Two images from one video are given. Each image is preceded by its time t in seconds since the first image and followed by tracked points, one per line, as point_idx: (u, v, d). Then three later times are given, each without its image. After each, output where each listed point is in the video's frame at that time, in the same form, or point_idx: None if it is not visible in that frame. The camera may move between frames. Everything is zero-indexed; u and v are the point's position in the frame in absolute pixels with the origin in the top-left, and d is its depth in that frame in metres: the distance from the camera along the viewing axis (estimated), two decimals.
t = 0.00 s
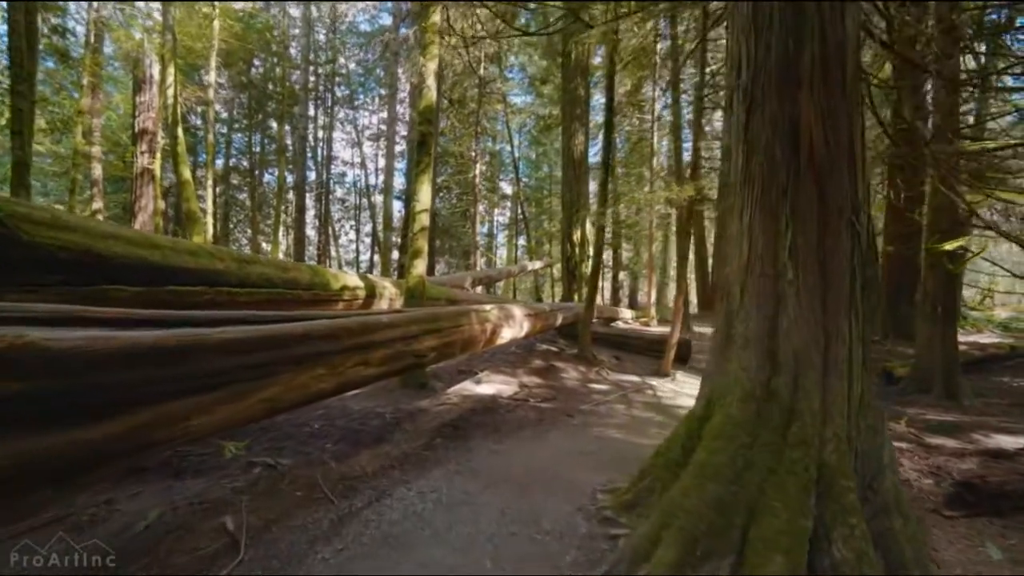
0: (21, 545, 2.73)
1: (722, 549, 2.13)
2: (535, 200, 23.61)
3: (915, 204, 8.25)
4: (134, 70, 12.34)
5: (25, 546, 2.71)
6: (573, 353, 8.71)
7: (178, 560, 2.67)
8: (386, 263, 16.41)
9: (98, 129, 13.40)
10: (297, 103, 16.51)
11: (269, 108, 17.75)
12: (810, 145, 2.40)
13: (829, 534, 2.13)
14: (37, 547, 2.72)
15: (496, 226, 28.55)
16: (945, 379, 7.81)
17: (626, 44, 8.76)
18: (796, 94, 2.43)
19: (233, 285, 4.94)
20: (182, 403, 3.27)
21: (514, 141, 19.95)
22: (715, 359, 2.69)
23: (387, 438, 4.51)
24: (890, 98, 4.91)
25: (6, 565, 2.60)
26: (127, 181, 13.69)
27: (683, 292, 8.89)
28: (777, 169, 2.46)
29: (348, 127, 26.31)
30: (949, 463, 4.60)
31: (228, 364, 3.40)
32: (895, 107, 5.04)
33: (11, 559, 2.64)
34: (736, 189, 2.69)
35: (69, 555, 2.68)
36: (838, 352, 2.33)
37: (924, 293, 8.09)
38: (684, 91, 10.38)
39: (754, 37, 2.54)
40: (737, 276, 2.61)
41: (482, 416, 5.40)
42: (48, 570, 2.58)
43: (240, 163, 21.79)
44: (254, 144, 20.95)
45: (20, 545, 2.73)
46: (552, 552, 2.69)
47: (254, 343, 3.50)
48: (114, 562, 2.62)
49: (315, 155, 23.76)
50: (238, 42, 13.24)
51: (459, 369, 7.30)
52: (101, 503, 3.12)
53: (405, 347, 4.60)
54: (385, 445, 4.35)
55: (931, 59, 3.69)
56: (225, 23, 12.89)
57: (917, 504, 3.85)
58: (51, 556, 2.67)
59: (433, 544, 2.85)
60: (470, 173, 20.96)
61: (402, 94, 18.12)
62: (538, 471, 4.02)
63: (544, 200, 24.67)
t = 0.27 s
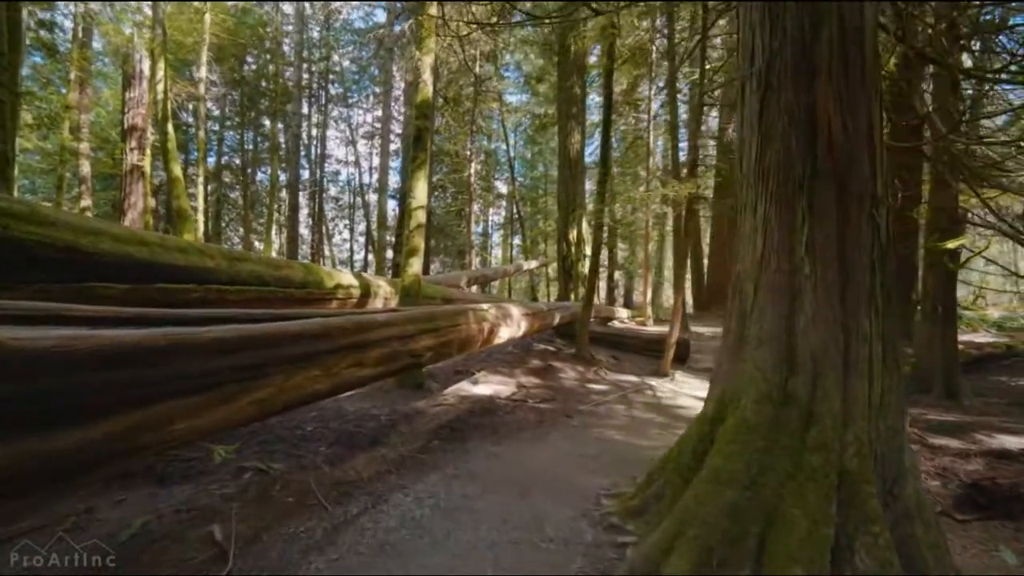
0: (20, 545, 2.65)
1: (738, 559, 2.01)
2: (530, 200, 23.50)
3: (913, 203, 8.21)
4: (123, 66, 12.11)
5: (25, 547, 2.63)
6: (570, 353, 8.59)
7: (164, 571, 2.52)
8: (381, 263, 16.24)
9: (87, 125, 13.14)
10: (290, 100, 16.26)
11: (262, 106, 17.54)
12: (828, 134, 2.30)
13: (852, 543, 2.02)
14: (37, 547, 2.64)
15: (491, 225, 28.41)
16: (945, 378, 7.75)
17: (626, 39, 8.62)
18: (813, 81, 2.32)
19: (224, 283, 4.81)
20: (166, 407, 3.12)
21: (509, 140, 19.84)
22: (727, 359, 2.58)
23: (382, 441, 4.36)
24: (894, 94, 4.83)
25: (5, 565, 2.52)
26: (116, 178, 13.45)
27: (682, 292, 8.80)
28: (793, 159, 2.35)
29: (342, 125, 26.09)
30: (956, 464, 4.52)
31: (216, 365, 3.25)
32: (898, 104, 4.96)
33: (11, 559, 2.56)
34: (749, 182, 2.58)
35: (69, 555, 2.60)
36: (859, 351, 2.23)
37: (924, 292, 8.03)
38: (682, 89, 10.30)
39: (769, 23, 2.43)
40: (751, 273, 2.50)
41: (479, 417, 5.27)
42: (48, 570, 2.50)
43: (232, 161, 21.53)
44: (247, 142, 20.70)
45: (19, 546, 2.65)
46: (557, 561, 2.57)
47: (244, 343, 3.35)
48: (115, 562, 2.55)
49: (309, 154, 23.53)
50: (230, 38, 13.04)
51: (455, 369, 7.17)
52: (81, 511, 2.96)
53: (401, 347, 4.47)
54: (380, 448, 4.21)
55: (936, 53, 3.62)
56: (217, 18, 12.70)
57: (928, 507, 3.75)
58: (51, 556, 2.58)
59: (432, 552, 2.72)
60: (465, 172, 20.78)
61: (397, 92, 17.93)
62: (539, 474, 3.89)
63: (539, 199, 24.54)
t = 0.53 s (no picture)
0: (20, 546, 2.54)
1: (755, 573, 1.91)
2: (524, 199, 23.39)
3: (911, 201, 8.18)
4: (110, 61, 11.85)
5: (25, 547, 2.52)
6: (567, 353, 8.47)
7: None
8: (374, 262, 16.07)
9: (73, 120, 12.85)
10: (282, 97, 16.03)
11: (253, 103, 17.31)
12: (848, 122, 2.18)
13: (877, 556, 1.91)
14: (37, 547, 2.54)
15: (484, 224, 28.28)
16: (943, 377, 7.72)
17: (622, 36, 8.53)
18: (831, 67, 2.21)
19: (211, 281, 4.68)
20: (145, 412, 2.96)
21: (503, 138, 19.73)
22: (740, 360, 2.46)
23: (377, 445, 4.22)
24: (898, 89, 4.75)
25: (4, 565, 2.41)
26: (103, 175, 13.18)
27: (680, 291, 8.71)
28: (811, 148, 2.24)
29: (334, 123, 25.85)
30: (962, 466, 4.45)
31: (201, 367, 3.09)
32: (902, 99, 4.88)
33: (10, 559, 2.45)
34: (762, 173, 2.46)
35: (69, 555, 2.50)
36: (881, 350, 2.12)
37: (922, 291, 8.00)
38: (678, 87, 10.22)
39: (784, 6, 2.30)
40: (766, 269, 2.38)
41: (476, 419, 5.13)
42: (49, 569, 2.40)
43: (222, 159, 21.24)
44: (237, 140, 20.43)
45: (19, 546, 2.54)
46: (563, 571, 2.44)
47: (230, 344, 3.19)
48: (116, 562, 2.48)
49: (300, 152, 23.28)
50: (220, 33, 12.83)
51: (450, 369, 7.02)
52: (58, 520, 2.80)
53: (396, 348, 4.32)
54: (374, 453, 4.06)
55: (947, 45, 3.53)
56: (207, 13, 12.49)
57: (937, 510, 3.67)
58: (52, 555, 2.48)
59: (431, 563, 2.58)
60: (459, 171, 20.63)
61: (391, 90, 17.75)
62: (539, 478, 3.77)
63: (533, 198, 24.45)
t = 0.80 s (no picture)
0: (20, 546, 2.54)
1: None
2: (518, 198, 23.31)
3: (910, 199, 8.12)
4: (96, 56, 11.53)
5: (25, 547, 2.52)
6: (564, 353, 8.36)
7: None
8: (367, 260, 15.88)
9: (59, 116, 12.57)
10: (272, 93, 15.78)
11: (243, 100, 17.05)
12: (871, 112, 2.08)
13: (904, 566, 1.82)
14: (36, 547, 2.53)
15: (478, 223, 28.15)
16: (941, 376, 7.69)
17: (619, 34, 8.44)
18: (853, 54, 2.10)
19: (197, 279, 4.56)
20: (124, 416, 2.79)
21: (497, 137, 19.59)
22: (755, 360, 2.36)
23: (371, 449, 4.08)
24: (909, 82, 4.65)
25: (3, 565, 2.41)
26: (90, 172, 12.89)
27: (678, 290, 8.63)
28: (831, 140, 2.13)
29: (326, 121, 25.59)
30: (969, 467, 4.37)
31: (183, 368, 2.93)
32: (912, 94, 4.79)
33: (10, 559, 2.45)
34: (778, 167, 2.36)
35: (67, 556, 2.49)
36: (905, 351, 2.03)
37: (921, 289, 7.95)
38: (675, 87, 10.14)
39: None
40: (782, 266, 2.27)
41: (473, 421, 5.00)
42: (46, 569, 2.38)
43: (212, 157, 20.94)
44: (227, 137, 20.14)
45: (19, 546, 2.54)
46: None
47: (216, 344, 3.04)
48: (114, 562, 2.44)
49: (291, 150, 23.03)
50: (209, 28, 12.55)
51: (445, 370, 6.87)
52: (34, 531, 2.66)
53: (391, 348, 4.18)
54: (367, 457, 3.92)
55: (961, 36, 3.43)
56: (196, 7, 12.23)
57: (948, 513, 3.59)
58: (52, 555, 2.47)
59: None
60: (453, 170, 20.46)
61: (383, 88, 17.55)
62: (539, 482, 3.64)
63: (527, 198, 24.34)
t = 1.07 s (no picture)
0: (20, 545, 2.49)
1: None
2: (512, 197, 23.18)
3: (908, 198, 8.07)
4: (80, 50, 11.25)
5: (25, 547, 2.47)
6: (559, 352, 8.25)
7: None
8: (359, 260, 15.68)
9: (42, 111, 12.25)
10: (262, 90, 15.50)
11: (233, 97, 16.78)
12: (896, 100, 1.98)
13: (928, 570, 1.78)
14: (36, 547, 2.49)
15: (471, 222, 27.98)
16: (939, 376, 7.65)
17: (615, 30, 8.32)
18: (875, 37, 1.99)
19: (183, 277, 4.41)
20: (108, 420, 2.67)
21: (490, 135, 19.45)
22: (771, 360, 2.28)
23: (363, 452, 3.93)
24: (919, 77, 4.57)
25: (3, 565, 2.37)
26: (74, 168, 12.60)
27: (675, 289, 8.51)
28: (853, 128, 2.02)
29: (317, 119, 25.30)
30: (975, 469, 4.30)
31: (164, 370, 2.78)
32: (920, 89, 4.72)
33: (10, 559, 2.41)
34: (794, 158, 2.26)
35: (68, 555, 2.45)
36: (931, 350, 1.97)
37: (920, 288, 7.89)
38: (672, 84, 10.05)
39: None
40: (799, 263, 2.19)
41: (468, 423, 4.87)
42: (46, 569, 2.34)
43: (201, 155, 20.61)
44: (216, 134, 19.83)
45: (19, 546, 2.49)
46: None
47: (198, 345, 2.88)
48: (115, 562, 2.41)
49: (282, 148, 22.74)
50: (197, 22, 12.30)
51: (439, 370, 6.74)
52: (9, 542, 2.52)
53: (385, 348, 4.03)
54: (360, 461, 3.78)
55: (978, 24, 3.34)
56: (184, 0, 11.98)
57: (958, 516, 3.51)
58: (51, 555, 2.43)
59: None
60: (445, 168, 20.27)
61: (375, 85, 17.33)
62: (539, 486, 3.52)
63: (520, 197, 24.21)
